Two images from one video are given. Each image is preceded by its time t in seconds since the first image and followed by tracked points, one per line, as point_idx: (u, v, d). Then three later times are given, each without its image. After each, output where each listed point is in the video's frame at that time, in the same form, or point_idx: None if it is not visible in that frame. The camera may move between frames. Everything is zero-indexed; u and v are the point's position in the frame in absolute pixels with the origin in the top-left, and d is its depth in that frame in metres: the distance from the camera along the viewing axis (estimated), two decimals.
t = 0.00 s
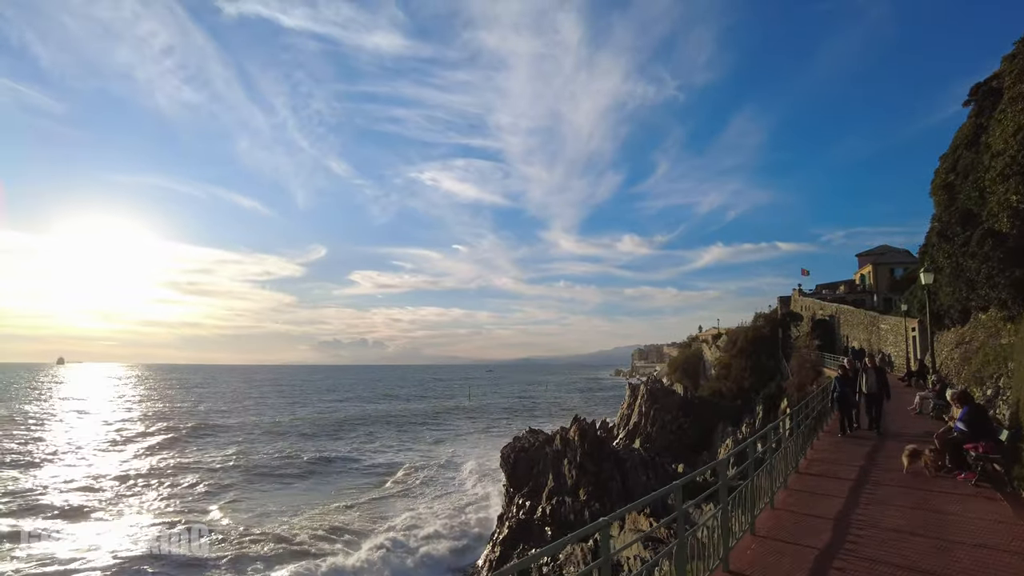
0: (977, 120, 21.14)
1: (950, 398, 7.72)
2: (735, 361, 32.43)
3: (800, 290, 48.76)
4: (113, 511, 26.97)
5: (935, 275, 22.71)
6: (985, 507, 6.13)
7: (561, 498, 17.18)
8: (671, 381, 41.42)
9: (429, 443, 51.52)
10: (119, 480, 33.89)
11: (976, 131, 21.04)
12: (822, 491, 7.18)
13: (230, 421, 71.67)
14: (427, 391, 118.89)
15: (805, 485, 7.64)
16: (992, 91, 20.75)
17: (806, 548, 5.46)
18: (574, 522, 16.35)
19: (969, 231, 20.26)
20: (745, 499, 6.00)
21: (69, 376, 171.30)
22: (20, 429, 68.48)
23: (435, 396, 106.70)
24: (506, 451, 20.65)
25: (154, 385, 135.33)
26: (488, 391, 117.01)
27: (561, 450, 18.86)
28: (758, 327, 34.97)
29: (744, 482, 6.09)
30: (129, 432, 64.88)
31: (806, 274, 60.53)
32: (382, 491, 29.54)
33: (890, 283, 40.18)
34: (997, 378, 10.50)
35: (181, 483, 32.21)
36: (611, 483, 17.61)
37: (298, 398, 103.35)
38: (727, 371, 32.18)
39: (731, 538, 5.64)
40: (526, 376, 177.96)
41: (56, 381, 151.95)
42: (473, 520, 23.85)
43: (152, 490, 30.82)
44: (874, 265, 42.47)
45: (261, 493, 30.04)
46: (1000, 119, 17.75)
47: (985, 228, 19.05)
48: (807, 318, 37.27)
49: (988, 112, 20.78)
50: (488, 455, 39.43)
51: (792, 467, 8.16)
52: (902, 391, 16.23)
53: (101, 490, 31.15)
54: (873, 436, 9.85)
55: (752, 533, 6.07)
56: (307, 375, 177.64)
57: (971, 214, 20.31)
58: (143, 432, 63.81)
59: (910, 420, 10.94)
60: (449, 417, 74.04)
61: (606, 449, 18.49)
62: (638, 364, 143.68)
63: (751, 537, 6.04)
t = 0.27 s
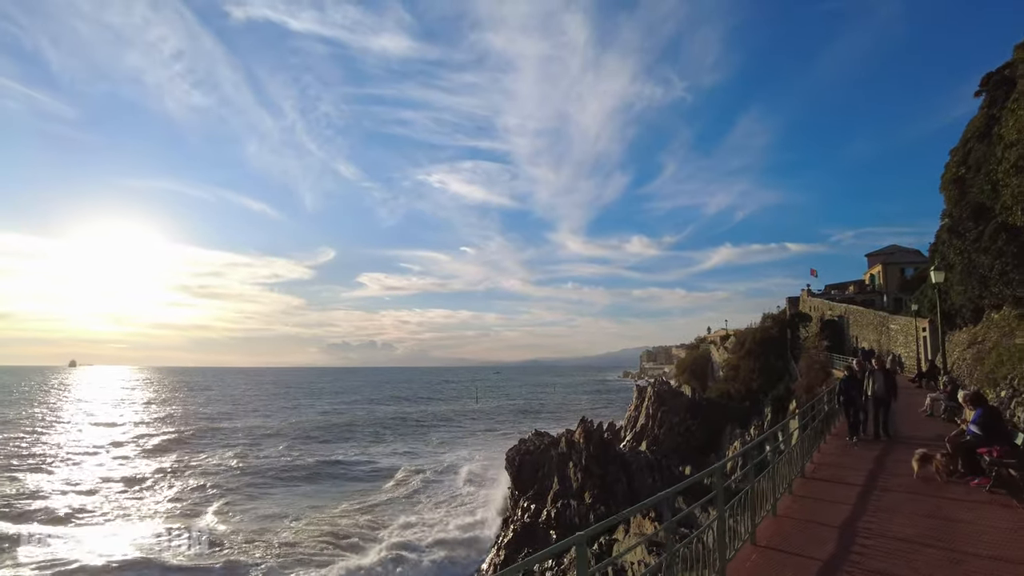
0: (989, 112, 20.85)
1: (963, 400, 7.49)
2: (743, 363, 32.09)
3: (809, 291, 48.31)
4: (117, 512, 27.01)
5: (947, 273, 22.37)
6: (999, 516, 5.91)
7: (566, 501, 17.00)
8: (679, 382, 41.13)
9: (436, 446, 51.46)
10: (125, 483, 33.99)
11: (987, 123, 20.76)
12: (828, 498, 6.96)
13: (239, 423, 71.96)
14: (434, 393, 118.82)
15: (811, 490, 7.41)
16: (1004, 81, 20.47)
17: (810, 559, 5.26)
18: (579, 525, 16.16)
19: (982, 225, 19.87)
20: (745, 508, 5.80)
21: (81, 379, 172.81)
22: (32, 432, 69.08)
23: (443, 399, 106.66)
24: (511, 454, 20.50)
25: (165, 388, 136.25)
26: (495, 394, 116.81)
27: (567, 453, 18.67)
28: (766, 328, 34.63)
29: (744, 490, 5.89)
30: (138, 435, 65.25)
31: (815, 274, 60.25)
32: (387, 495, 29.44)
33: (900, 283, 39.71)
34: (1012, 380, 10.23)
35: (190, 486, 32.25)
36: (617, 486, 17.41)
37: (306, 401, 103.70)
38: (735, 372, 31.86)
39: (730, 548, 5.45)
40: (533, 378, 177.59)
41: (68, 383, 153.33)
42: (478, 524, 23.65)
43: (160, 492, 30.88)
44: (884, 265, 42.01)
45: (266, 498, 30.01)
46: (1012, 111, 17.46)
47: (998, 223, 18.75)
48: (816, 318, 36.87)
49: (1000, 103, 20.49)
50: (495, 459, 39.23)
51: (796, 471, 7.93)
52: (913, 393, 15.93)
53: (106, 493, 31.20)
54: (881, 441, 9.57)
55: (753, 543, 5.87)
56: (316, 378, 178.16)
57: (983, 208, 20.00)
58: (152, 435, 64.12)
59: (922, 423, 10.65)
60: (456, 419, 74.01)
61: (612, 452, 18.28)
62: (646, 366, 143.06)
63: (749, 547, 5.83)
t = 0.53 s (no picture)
0: (1008, 105, 20.44)
1: (982, 406, 7.23)
2: (755, 366, 31.71)
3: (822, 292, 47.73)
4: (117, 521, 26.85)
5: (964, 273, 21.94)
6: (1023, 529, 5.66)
7: (575, 506, 16.80)
8: (691, 386, 40.75)
9: (446, 450, 51.38)
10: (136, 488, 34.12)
11: (1007, 116, 20.36)
12: (840, 508, 6.72)
13: (251, 427, 72.42)
14: (445, 397, 118.83)
15: (822, 500, 7.16)
16: None
17: None
18: (588, 531, 15.95)
19: (1003, 222, 19.52)
20: (750, 522, 5.58)
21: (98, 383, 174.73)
22: (49, 436, 69.95)
23: (453, 401, 106.65)
24: (520, 457, 20.34)
25: (180, 391, 137.53)
26: (506, 396, 116.58)
27: (576, 457, 18.47)
28: (779, 331, 34.21)
29: (750, 502, 5.68)
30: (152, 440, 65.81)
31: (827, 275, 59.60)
32: (396, 500, 29.38)
33: (915, 284, 39.11)
34: None
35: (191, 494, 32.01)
36: (627, 491, 17.17)
37: (319, 404, 104.18)
38: (747, 375, 31.46)
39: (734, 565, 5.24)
40: (544, 380, 177.17)
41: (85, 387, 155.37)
42: (486, 530, 23.47)
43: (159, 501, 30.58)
44: (898, 266, 41.42)
45: (274, 503, 30.05)
46: None
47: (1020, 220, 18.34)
48: (829, 321, 36.38)
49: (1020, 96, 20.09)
50: (505, 463, 39.03)
51: (806, 479, 7.69)
52: (929, 397, 15.57)
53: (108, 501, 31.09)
54: (896, 448, 9.30)
55: (760, 558, 5.65)
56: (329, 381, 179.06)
57: (1003, 204, 19.60)
58: (165, 440, 64.68)
59: (940, 428, 10.35)
60: (467, 423, 73.97)
61: (621, 456, 18.05)
62: (658, 369, 142.27)
63: (755, 562, 5.61)
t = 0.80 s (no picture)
0: None
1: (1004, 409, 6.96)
2: (769, 368, 31.27)
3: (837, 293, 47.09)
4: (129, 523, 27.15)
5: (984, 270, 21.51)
6: None
7: (585, 509, 16.60)
8: (704, 388, 40.31)
9: (457, 452, 51.28)
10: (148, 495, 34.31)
11: None
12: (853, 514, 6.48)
13: (265, 429, 72.86)
14: (458, 399, 118.73)
15: (834, 506, 6.91)
16: None
17: None
18: (597, 535, 15.75)
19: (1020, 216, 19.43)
20: (754, 530, 5.36)
21: (116, 384, 176.88)
22: (66, 438, 70.88)
23: (466, 404, 106.55)
24: (530, 459, 20.17)
25: (196, 393, 138.89)
26: (518, 399, 116.28)
27: (586, 459, 18.26)
28: (793, 332, 33.73)
29: (754, 509, 5.46)
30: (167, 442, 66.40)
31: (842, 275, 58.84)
32: (405, 502, 29.30)
33: (933, 285, 38.43)
34: None
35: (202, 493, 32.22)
36: (636, 494, 16.94)
37: (332, 406, 104.68)
38: (761, 377, 31.04)
39: None
40: (558, 382, 176.48)
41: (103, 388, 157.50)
42: (496, 534, 23.27)
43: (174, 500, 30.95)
44: (915, 266, 40.75)
45: (285, 504, 30.11)
46: None
47: None
48: (844, 322, 35.85)
49: None
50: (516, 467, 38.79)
51: (818, 484, 7.43)
52: (948, 399, 15.20)
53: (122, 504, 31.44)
54: (913, 452, 9.00)
55: (768, 568, 5.43)
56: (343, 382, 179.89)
57: None
58: (180, 443, 65.26)
59: (958, 431, 10.08)
60: (479, 424, 73.90)
61: (632, 459, 17.79)
62: (672, 371, 141.27)
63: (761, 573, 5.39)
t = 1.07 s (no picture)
0: None
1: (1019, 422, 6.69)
2: (777, 373, 30.89)
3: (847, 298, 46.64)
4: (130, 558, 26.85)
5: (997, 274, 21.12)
6: None
7: (590, 517, 16.42)
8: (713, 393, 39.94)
9: (464, 459, 51.14)
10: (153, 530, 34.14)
11: None
12: (859, 531, 6.24)
13: (273, 435, 73.08)
14: (465, 404, 118.61)
15: (841, 521, 6.65)
16: None
17: None
18: (602, 544, 15.57)
19: None
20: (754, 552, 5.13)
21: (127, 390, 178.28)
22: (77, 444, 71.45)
23: (474, 409, 106.37)
24: (535, 467, 19.98)
25: (205, 399, 139.69)
26: (526, 404, 116.02)
27: (591, 467, 18.03)
28: (802, 338, 33.35)
29: (754, 528, 5.24)
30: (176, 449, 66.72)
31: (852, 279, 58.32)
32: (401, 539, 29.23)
33: (944, 289, 37.97)
34: None
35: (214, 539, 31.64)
36: (643, 502, 16.70)
37: (340, 412, 104.93)
38: (769, 383, 30.69)
39: None
40: (566, 387, 176.08)
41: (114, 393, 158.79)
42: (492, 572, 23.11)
43: (184, 547, 30.47)
44: (926, 271, 40.27)
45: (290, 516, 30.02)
46: None
47: None
48: (854, 326, 35.44)
49: None
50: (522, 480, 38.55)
51: (823, 498, 7.17)
52: (959, 406, 14.91)
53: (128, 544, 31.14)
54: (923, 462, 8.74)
55: None
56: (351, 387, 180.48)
57: None
58: (189, 449, 65.57)
59: (972, 441, 9.79)
60: (487, 431, 73.78)
61: (638, 466, 17.55)
62: (680, 376, 140.55)
63: None
